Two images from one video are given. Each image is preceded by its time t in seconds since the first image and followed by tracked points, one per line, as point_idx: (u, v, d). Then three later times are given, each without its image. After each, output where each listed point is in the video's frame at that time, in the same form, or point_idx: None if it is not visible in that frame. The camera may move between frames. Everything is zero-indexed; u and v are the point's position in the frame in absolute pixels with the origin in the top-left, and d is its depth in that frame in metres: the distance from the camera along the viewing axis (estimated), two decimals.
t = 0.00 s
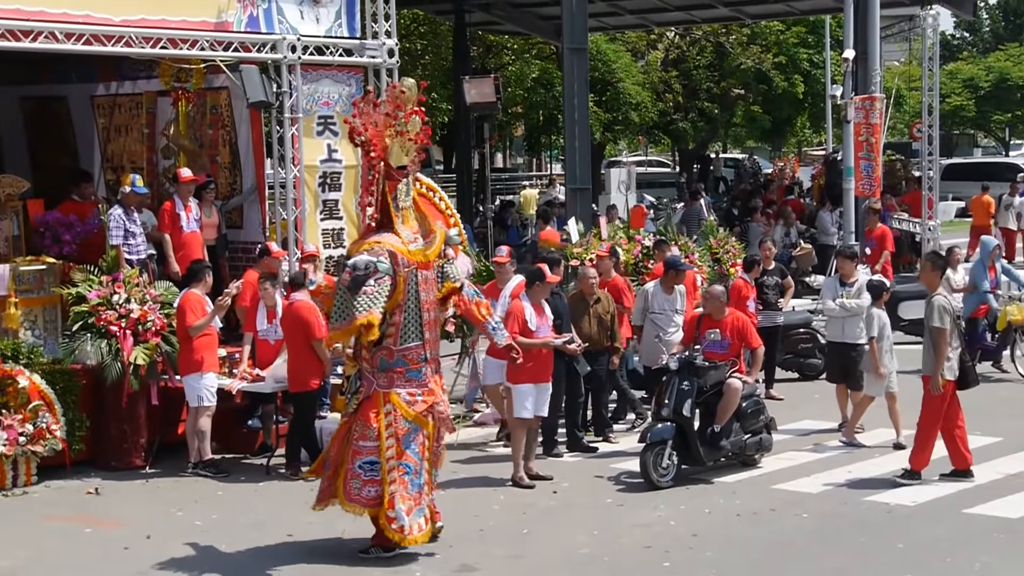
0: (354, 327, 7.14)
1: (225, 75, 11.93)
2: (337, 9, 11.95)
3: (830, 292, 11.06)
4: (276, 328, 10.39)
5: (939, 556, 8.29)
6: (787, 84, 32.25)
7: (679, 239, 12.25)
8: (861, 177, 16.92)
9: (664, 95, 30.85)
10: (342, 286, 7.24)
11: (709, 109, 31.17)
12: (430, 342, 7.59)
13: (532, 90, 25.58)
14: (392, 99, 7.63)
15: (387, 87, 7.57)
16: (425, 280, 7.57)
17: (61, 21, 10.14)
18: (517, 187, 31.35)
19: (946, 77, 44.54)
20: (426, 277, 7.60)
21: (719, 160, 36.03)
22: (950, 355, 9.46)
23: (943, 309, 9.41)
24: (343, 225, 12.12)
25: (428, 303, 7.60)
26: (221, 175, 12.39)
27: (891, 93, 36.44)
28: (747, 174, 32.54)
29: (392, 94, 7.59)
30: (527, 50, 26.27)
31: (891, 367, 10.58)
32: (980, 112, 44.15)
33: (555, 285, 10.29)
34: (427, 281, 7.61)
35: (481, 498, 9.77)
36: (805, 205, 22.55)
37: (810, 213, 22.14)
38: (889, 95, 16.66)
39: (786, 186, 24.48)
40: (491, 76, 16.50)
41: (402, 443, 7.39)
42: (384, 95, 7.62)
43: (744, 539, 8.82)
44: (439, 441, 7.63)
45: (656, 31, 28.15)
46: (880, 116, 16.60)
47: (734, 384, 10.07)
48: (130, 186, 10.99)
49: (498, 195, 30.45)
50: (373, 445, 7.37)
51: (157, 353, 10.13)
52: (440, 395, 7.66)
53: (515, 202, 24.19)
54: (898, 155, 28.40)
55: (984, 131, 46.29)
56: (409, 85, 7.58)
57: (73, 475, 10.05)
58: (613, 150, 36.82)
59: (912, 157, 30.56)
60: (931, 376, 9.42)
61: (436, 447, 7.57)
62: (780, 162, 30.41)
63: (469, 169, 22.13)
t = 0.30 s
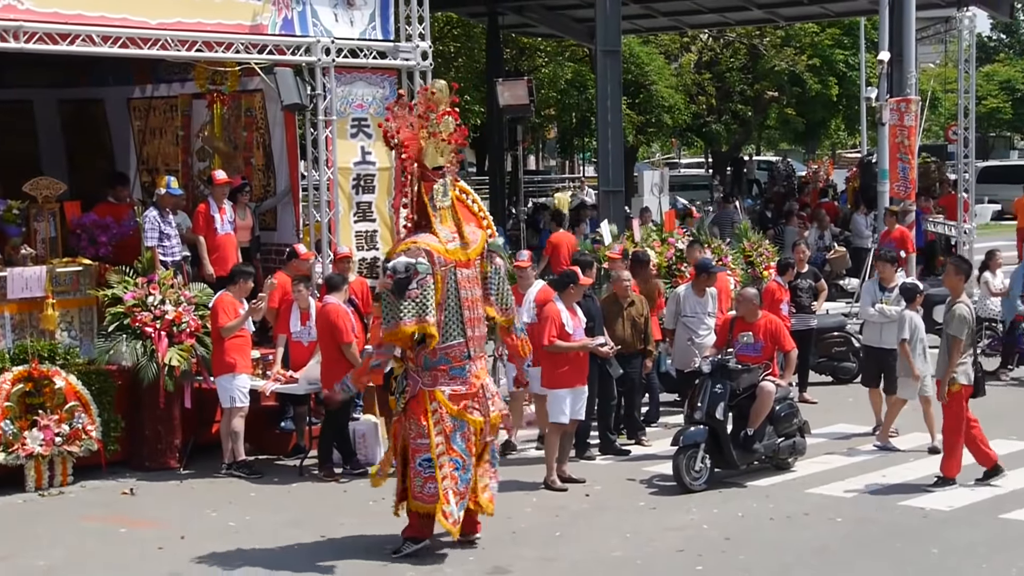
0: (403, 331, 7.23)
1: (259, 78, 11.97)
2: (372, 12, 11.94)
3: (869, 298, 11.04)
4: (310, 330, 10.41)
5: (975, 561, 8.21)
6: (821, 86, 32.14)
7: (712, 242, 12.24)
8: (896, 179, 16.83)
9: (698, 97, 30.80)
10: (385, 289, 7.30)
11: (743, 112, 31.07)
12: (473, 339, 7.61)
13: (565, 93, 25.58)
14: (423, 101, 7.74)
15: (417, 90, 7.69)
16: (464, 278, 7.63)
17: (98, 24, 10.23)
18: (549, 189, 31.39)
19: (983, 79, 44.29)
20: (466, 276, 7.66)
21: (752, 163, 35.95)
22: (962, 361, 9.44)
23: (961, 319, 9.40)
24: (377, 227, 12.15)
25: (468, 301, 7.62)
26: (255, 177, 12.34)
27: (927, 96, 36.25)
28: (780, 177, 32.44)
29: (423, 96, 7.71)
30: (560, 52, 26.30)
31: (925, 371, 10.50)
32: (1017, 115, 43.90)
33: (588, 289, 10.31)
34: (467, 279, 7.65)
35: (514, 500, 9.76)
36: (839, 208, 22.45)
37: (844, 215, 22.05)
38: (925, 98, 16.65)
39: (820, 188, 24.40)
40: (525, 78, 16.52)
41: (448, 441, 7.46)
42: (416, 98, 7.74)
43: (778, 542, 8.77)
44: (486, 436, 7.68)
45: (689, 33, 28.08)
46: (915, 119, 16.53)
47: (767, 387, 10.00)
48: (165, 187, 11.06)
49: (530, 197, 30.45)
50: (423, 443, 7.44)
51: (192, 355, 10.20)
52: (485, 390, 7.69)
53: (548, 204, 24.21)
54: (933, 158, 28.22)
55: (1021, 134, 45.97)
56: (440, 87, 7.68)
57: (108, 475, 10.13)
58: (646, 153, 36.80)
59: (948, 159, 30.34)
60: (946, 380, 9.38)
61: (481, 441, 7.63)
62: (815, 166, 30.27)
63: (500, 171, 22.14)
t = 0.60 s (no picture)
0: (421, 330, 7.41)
1: (289, 83, 12.01)
2: (400, 17, 12.08)
3: (897, 303, 10.94)
4: (339, 333, 10.42)
5: (1007, 568, 8.12)
6: (850, 90, 32.02)
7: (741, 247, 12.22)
8: (926, 184, 16.79)
9: (726, 102, 30.63)
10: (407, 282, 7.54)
11: (771, 116, 30.98)
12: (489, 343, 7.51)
13: (593, 97, 25.57)
14: (454, 105, 7.79)
15: (446, 94, 7.74)
16: (480, 281, 7.55)
17: (128, 29, 10.28)
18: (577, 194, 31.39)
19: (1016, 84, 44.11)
20: (486, 280, 7.58)
21: (781, 167, 35.85)
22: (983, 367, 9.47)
23: (989, 330, 9.33)
24: (406, 231, 12.16)
25: (485, 304, 7.54)
26: (285, 181, 12.48)
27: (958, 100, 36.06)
28: (809, 181, 32.33)
29: (452, 101, 7.77)
30: (589, 57, 26.32)
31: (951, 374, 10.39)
32: None
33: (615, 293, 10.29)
34: (486, 283, 7.57)
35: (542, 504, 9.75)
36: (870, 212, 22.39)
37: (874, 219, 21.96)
38: (956, 102, 16.52)
39: (849, 193, 24.31)
40: (553, 82, 16.52)
41: (456, 442, 7.50)
42: (446, 102, 7.81)
43: (806, 548, 8.70)
44: (506, 440, 7.52)
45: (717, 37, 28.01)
46: (946, 123, 16.48)
47: (795, 392, 9.97)
48: (194, 191, 11.12)
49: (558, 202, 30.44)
50: (438, 441, 7.58)
51: (221, 359, 10.24)
52: (504, 396, 7.52)
53: (575, 209, 24.21)
54: (964, 163, 28.05)
55: None
56: (470, 91, 7.71)
57: (138, 478, 10.19)
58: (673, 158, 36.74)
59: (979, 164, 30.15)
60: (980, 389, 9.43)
61: (497, 445, 7.50)
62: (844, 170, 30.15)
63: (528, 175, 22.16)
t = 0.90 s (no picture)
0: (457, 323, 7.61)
1: (314, 84, 12.07)
2: (426, 18, 12.10)
3: (913, 304, 10.86)
4: (363, 334, 10.39)
5: None
6: (877, 92, 31.88)
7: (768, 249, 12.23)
8: (953, 187, 16.68)
9: (752, 103, 30.52)
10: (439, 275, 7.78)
11: (797, 117, 30.87)
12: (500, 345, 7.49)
13: (618, 98, 25.56)
14: (478, 105, 7.77)
15: (470, 95, 7.73)
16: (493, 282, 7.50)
17: (154, 31, 10.33)
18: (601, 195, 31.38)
19: None
20: (501, 282, 7.52)
21: (807, 169, 35.73)
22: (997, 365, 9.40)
23: (1002, 331, 9.23)
24: (431, 232, 12.20)
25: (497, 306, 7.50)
26: (310, 183, 12.57)
27: (986, 101, 35.84)
28: (835, 183, 32.21)
29: (475, 102, 7.76)
30: (614, 58, 26.31)
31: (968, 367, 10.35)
32: None
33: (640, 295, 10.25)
34: (501, 284, 7.52)
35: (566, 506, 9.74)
36: (897, 214, 22.30)
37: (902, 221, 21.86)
38: (984, 103, 16.36)
39: (876, 194, 24.20)
40: (579, 84, 16.49)
41: (465, 442, 7.54)
42: (471, 103, 7.79)
43: (832, 551, 8.64)
44: (513, 445, 7.45)
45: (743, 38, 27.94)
46: (975, 124, 16.28)
47: (821, 394, 9.94)
48: (220, 192, 11.15)
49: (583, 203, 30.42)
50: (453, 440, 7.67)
51: (247, 360, 10.26)
52: (513, 399, 7.47)
53: (600, 210, 24.20)
54: (992, 165, 27.85)
55: None
56: (492, 91, 7.68)
57: (163, 478, 10.22)
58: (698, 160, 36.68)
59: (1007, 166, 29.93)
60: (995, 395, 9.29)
61: (503, 448, 7.45)
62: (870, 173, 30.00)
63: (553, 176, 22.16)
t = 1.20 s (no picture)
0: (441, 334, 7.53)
1: (338, 87, 12.17)
2: (450, 21, 12.18)
3: (925, 306, 10.98)
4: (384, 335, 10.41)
5: None
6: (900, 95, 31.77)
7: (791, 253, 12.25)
8: (978, 190, 16.56)
9: (775, 106, 30.46)
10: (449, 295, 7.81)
11: (821, 121, 30.76)
12: (515, 354, 7.49)
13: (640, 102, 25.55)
14: (499, 111, 7.74)
15: (491, 101, 7.71)
16: (511, 290, 7.53)
17: (180, 35, 10.39)
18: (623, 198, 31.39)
19: None
20: (516, 289, 7.54)
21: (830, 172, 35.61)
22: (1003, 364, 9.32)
23: (1004, 330, 9.16)
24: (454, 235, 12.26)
25: (513, 315, 7.52)
26: (334, 186, 12.58)
27: (1011, 104, 35.65)
28: (858, 186, 32.08)
29: (497, 108, 7.73)
30: (637, 62, 26.32)
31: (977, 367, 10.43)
32: None
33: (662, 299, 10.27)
34: (517, 292, 7.54)
35: (589, 510, 9.72)
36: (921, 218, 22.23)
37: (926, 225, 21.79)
38: (1010, 106, 16.30)
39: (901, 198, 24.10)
40: (601, 87, 16.49)
41: (476, 451, 7.52)
42: (492, 109, 7.76)
43: (856, 556, 8.58)
44: (524, 455, 7.43)
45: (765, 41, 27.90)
46: (1000, 127, 16.24)
47: (844, 398, 9.88)
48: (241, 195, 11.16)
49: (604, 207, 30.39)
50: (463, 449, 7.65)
51: (270, 362, 10.27)
52: (526, 408, 7.47)
53: (621, 213, 24.21)
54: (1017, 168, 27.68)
55: None
56: (514, 97, 7.65)
57: (187, 480, 10.26)
58: (720, 162, 36.66)
59: None
60: (997, 398, 9.10)
61: (514, 459, 7.42)
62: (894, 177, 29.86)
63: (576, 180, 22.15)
